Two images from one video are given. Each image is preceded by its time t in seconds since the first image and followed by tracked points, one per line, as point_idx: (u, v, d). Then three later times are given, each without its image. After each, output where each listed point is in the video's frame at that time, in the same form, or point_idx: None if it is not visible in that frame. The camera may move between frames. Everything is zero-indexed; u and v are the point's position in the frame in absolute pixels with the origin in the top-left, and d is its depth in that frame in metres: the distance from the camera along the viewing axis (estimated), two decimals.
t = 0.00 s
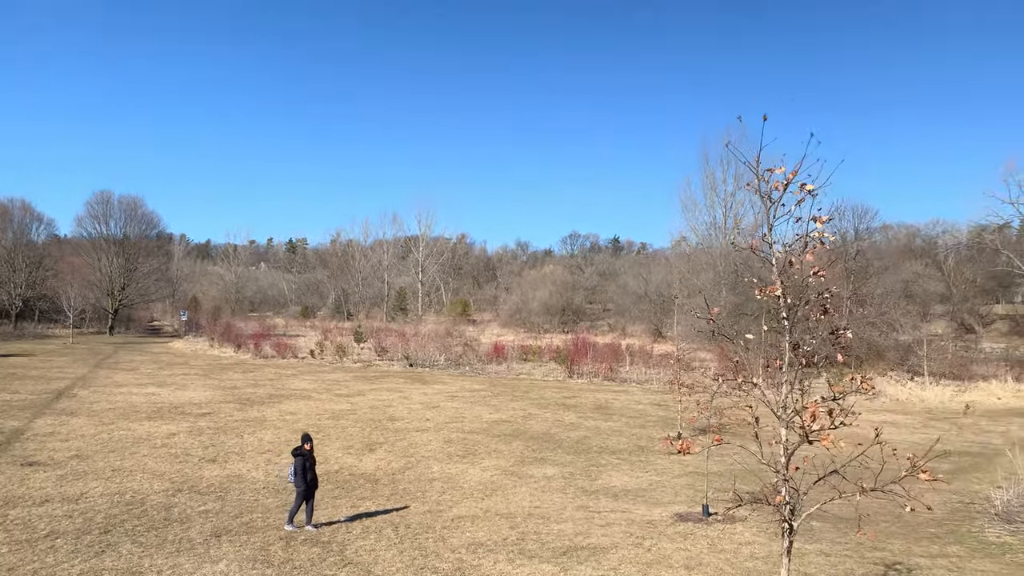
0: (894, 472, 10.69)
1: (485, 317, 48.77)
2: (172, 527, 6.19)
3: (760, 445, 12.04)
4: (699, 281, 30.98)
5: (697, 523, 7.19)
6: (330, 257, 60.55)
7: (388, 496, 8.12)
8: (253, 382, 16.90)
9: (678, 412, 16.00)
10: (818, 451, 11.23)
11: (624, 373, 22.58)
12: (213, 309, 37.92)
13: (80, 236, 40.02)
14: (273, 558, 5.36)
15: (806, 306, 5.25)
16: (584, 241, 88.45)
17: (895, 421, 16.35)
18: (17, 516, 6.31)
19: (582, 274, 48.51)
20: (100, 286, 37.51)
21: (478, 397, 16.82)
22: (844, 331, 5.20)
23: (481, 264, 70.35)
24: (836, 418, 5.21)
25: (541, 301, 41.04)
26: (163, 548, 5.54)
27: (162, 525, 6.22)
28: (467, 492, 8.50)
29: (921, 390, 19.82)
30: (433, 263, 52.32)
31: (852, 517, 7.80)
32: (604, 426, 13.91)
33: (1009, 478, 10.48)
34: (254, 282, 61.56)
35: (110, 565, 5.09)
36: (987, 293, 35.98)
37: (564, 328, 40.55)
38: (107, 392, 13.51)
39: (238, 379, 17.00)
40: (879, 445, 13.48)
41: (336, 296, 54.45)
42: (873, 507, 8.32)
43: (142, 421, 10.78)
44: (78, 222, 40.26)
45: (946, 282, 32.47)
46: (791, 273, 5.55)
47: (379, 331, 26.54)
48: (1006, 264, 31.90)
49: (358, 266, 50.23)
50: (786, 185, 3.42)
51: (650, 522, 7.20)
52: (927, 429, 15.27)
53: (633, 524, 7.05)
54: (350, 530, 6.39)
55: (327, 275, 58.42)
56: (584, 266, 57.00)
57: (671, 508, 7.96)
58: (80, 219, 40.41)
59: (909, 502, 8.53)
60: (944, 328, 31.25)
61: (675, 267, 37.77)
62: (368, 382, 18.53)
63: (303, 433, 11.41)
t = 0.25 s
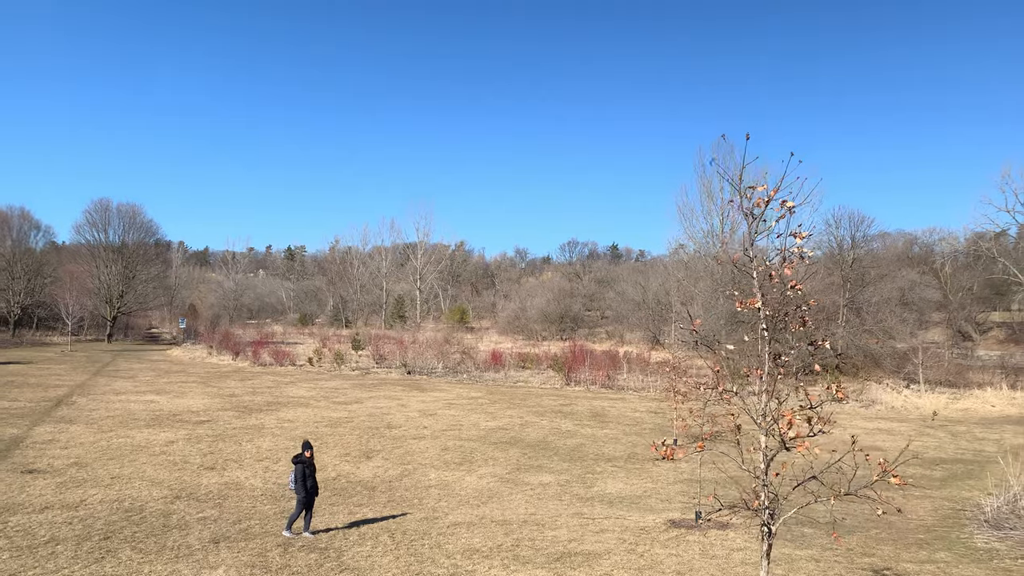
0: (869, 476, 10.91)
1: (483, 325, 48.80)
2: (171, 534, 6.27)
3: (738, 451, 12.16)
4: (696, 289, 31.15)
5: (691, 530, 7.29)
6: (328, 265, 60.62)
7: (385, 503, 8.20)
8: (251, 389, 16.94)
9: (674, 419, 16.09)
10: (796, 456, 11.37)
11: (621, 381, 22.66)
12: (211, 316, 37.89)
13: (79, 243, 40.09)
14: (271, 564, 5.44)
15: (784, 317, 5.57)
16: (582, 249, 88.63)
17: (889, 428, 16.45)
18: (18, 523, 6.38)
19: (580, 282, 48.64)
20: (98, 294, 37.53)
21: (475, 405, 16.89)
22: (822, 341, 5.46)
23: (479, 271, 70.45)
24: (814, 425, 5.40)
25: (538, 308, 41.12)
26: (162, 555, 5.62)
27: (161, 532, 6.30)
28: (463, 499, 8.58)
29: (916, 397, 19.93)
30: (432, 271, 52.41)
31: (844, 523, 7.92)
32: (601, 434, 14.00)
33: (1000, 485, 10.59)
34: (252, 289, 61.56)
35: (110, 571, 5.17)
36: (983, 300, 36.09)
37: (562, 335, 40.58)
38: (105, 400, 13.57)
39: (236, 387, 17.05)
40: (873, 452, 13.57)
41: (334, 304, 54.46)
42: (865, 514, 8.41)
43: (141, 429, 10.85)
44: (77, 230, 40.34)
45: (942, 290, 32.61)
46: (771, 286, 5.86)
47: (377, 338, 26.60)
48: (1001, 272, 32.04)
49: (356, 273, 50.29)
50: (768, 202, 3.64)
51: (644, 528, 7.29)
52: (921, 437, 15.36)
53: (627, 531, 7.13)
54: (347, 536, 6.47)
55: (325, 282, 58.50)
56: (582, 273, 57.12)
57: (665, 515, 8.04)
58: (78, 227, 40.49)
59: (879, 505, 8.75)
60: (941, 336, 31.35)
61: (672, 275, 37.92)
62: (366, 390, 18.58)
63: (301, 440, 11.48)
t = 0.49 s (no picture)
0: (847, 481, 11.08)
1: (480, 334, 48.82)
2: (168, 542, 6.34)
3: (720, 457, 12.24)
4: (692, 299, 31.30)
5: (683, 538, 7.36)
6: (326, 275, 60.68)
7: (382, 512, 8.27)
8: (249, 399, 16.99)
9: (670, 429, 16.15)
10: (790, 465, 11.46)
11: (618, 391, 22.72)
12: (208, 326, 37.87)
13: (76, 253, 40.14)
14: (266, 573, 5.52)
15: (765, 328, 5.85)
16: (580, 259, 88.80)
17: (885, 437, 16.54)
18: (16, 531, 6.45)
19: (577, 292, 48.73)
20: (96, 304, 37.52)
21: (472, 414, 16.95)
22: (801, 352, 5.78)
23: (477, 281, 70.53)
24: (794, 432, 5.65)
25: (536, 318, 41.17)
26: (159, 563, 5.69)
27: (158, 541, 6.36)
28: (458, 508, 8.65)
29: (914, 407, 20.07)
30: (429, 280, 52.45)
31: (835, 532, 8.02)
32: (597, 443, 14.07)
33: (991, 494, 10.68)
34: (250, 299, 61.54)
35: None
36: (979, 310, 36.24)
37: (560, 345, 40.59)
38: (103, 409, 13.61)
39: (233, 397, 17.07)
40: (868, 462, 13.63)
41: (332, 313, 54.45)
42: (858, 523, 8.48)
43: (138, 439, 10.91)
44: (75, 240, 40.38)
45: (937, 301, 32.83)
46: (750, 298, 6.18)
47: (374, 348, 26.65)
48: (997, 282, 32.21)
49: (354, 283, 50.33)
50: (748, 216, 3.88)
51: (636, 536, 7.38)
52: (915, 447, 15.46)
53: (620, 539, 7.21)
54: (343, 545, 6.54)
55: (323, 292, 58.53)
56: (579, 283, 57.22)
57: (658, 523, 8.13)
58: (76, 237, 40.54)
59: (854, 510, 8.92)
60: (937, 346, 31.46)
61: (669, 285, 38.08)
62: (363, 399, 18.63)
63: (298, 450, 11.54)
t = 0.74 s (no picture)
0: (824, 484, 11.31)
1: (477, 344, 48.77)
2: (163, 551, 6.38)
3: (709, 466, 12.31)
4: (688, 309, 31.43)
5: (677, 547, 7.43)
6: (323, 284, 60.67)
7: (377, 521, 8.32)
8: (245, 409, 16.98)
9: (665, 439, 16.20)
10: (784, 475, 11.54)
11: (614, 401, 22.77)
12: (205, 336, 37.80)
13: (73, 263, 40.11)
14: None
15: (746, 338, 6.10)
16: (578, 268, 88.91)
17: (879, 447, 16.62)
18: (12, 541, 6.49)
19: (575, 301, 48.80)
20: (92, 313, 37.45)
21: (468, 424, 16.98)
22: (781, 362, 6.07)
23: (474, 291, 70.55)
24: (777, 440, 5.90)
25: (533, 327, 41.19)
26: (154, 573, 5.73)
27: (153, 550, 6.40)
28: (453, 517, 8.70)
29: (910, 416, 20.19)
30: (426, 289, 52.47)
31: (828, 541, 8.09)
32: (592, 453, 14.11)
33: (982, 503, 10.77)
34: (247, 309, 61.45)
35: None
36: (974, 320, 36.39)
37: (557, 355, 40.58)
38: (98, 419, 13.61)
39: (229, 407, 17.06)
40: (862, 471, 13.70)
41: (329, 323, 54.37)
42: (851, 532, 8.55)
43: (134, 448, 10.93)
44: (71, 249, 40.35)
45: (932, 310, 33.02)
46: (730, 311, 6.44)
47: (371, 357, 26.65)
48: (992, 292, 32.39)
49: (351, 292, 50.31)
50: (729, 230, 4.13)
51: (630, 545, 7.44)
52: (910, 456, 15.53)
53: (614, 548, 7.28)
54: (338, 554, 6.59)
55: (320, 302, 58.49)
56: (577, 293, 57.31)
57: (652, 533, 8.19)
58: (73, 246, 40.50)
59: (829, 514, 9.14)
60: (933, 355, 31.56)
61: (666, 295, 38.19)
62: (359, 409, 18.64)
63: (294, 459, 11.57)
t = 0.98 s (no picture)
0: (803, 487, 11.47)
1: (475, 351, 48.82)
2: (160, 557, 6.44)
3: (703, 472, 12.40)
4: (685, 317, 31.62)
5: (668, 552, 7.52)
6: (320, 291, 60.72)
7: (373, 527, 8.39)
8: (242, 416, 17.02)
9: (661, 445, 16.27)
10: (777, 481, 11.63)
11: (611, 407, 22.86)
12: (202, 343, 37.81)
13: (71, 269, 40.14)
14: None
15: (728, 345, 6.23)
16: (575, 275, 89.08)
17: (872, 453, 16.73)
18: (9, 546, 6.55)
19: (572, 308, 48.92)
20: (90, 320, 37.45)
21: (464, 431, 17.04)
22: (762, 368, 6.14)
23: (472, 298, 70.60)
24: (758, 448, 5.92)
25: (530, 334, 41.28)
26: None
27: (150, 555, 6.45)
28: (448, 523, 8.76)
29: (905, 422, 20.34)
30: (424, 296, 52.52)
31: (819, 546, 8.17)
32: (587, 460, 14.18)
33: (973, 509, 10.87)
34: (244, 315, 61.44)
35: None
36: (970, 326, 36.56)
37: (554, 361, 40.66)
38: (96, 426, 13.65)
39: (226, 414, 17.09)
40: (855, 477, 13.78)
41: (327, 329, 54.37)
42: (842, 538, 8.63)
43: (131, 455, 10.98)
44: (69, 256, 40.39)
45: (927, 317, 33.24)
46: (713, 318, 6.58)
47: (369, 364, 26.70)
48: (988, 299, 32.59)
49: (348, 299, 50.35)
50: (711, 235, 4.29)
51: (623, 550, 7.53)
52: (904, 462, 15.63)
53: (607, 553, 7.36)
54: (333, 559, 6.65)
55: (317, 308, 58.52)
56: (574, 300, 57.44)
57: (645, 537, 8.27)
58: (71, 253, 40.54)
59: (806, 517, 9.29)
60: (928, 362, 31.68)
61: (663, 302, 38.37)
62: (356, 416, 18.68)
63: (290, 466, 11.62)
